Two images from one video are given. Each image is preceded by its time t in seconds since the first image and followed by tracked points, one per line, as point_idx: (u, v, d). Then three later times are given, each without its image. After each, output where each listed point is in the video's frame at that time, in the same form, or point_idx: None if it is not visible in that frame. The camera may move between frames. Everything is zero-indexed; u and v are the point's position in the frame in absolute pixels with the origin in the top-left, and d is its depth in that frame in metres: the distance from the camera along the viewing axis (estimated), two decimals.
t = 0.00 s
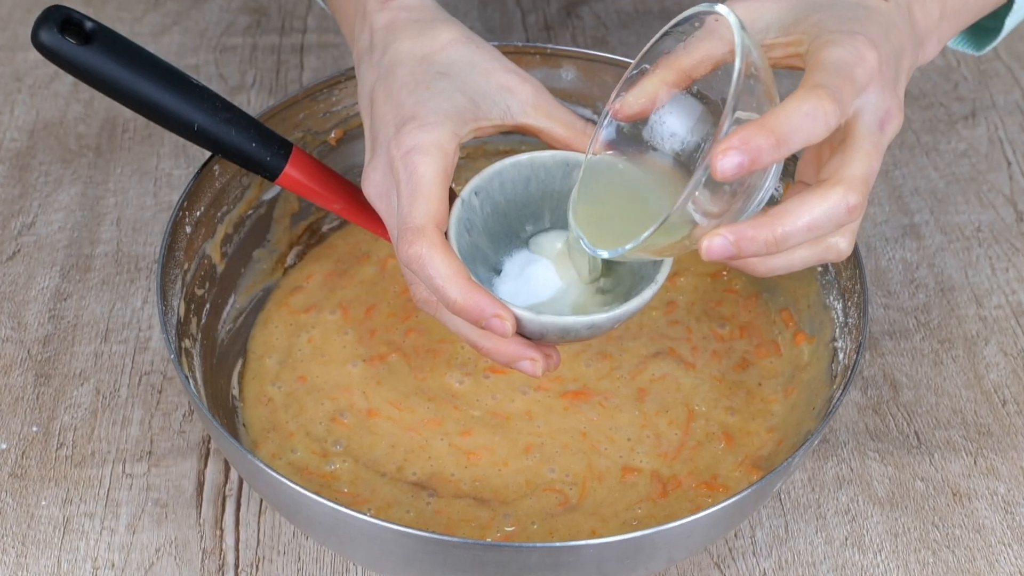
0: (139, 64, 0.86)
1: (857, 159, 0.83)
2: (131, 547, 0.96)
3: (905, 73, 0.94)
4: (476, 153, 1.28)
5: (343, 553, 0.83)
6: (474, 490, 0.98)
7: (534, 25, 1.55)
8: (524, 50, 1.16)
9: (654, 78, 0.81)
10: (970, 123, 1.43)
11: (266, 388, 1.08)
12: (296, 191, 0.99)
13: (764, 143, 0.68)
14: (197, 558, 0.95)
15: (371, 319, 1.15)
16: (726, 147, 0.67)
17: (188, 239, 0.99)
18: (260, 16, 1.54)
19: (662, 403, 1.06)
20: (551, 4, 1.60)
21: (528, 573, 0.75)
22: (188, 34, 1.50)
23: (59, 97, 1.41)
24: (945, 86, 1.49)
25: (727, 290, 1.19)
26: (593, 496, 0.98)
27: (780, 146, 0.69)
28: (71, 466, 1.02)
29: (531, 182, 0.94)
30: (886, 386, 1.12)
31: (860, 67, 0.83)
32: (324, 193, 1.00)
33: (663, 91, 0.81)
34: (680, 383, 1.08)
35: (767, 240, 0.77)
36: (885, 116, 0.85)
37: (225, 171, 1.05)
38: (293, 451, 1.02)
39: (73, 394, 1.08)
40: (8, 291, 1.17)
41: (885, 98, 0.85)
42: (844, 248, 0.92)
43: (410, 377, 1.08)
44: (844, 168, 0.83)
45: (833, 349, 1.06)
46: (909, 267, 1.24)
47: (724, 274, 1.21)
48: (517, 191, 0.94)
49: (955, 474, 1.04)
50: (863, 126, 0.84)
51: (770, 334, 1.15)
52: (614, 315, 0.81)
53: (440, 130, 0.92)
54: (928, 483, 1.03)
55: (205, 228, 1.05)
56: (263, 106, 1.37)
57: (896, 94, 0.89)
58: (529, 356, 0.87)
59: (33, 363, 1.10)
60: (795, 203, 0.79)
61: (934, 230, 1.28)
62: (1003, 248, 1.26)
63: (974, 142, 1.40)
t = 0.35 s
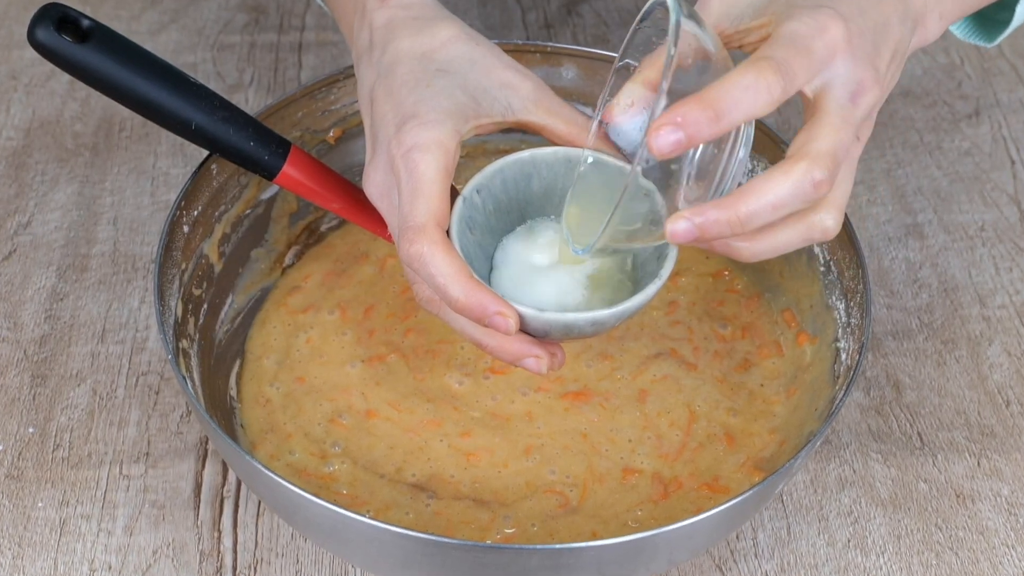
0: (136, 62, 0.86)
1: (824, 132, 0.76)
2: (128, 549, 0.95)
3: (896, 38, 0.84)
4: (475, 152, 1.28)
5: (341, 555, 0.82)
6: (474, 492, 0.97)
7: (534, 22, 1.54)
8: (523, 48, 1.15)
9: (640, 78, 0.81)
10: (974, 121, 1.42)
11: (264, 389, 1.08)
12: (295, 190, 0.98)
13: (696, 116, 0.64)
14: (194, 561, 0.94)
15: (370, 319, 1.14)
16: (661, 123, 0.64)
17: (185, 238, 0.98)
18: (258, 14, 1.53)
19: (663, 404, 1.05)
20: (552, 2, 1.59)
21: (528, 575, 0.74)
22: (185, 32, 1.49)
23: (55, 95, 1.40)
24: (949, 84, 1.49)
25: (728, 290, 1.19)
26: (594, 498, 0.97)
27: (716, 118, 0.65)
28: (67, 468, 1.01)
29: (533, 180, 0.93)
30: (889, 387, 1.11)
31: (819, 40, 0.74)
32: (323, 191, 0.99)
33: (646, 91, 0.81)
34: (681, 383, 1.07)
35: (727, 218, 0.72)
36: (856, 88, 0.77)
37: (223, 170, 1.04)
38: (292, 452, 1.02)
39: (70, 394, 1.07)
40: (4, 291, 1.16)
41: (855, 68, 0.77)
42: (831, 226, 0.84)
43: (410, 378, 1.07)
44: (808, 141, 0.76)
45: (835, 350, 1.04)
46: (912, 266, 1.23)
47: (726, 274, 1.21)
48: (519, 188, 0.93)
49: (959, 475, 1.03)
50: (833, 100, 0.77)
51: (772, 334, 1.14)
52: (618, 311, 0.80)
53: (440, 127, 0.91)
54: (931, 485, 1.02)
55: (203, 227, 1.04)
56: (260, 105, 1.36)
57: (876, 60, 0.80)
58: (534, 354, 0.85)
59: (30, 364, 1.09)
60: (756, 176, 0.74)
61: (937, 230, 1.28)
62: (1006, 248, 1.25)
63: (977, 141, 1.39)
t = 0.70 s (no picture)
0: (133, 59, 0.85)
1: (802, 105, 0.72)
2: (125, 551, 0.94)
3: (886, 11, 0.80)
4: (475, 151, 1.27)
5: (340, 557, 0.81)
6: (474, 494, 0.96)
7: (535, 20, 1.53)
8: (523, 46, 1.14)
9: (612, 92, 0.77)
10: (978, 120, 1.41)
11: (261, 390, 1.07)
12: (293, 190, 0.97)
13: (649, 95, 0.63)
14: (191, 563, 0.93)
15: (369, 319, 1.13)
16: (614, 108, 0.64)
17: (182, 238, 0.98)
18: (255, 11, 1.52)
19: (665, 406, 1.04)
20: None
21: None
22: (182, 30, 1.48)
23: (51, 94, 1.39)
24: (952, 82, 1.48)
25: (730, 290, 1.18)
26: (595, 500, 0.96)
27: (670, 96, 0.64)
28: (64, 469, 1.00)
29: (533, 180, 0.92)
30: (893, 388, 1.10)
31: (787, 11, 0.70)
32: (321, 190, 0.98)
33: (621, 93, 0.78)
34: (683, 384, 1.07)
35: (704, 198, 0.69)
36: (835, 57, 0.73)
37: (221, 170, 1.03)
38: (289, 454, 1.01)
39: (66, 395, 1.06)
40: None
41: (833, 38, 0.73)
42: (828, 201, 0.77)
43: (409, 379, 1.06)
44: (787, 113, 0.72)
45: (838, 350, 1.03)
46: (915, 266, 1.22)
47: (728, 273, 1.20)
48: (519, 187, 0.92)
49: (963, 477, 1.02)
50: (812, 68, 0.72)
51: (774, 335, 1.13)
52: (619, 310, 0.79)
53: (440, 125, 0.90)
54: (934, 486, 1.01)
55: (201, 226, 1.03)
56: (258, 103, 1.35)
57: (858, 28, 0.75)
58: (534, 354, 0.84)
59: (26, 365, 1.08)
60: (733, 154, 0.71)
61: (941, 230, 1.27)
62: (1011, 248, 1.25)
63: (981, 140, 1.38)
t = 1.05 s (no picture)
0: (129, 57, 0.84)
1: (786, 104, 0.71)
2: (121, 553, 0.93)
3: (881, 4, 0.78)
4: (475, 150, 1.26)
5: (338, 559, 0.80)
6: (473, 495, 0.95)
7: (535, 18, 1.52)
8: (524, 43, 1.13)
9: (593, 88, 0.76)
10: (982, 119, 1.40)
11: (259, 391, 1.06)
12: (292, 189, 0.96)
13: (630, 104, 0.62)
14: (189, 566, 0.92)
15: (368, 319, 1.12)
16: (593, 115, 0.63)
17: (180, 237, 0.97)
18: (253, 9, 1.51)
19: (666, 407, 1.03)
20: None
21: None
22: (179, 27, 1.47)
23: (47, 92, 1.38)
24: (956, 81, 1.47)
25: (732, 290, 1.17)
26: (596, 502, 0.95)
27: (651, 102, 0.63)
28: (60, 471, 0.99)
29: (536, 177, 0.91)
30: (896, 389, 1.09)
31: (772, 7, 0.69)
32: (318, 189, 0.97)
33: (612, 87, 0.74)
34: (684, 385, 1.06)
35: (664, 203, 0.68)
36: (819, 54, 0.71)
37: (218, 169, 1.03)
38: (287, 455, 1.00)
39: (62, 397, 1.05)
40: None
41: (818, 33, 0.71)
42: (820, 200, 0.76)
43: (408, 379, 1.06)
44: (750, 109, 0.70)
45: (841, 350, 1.02)
46: (919, 266, 1.21)
47: (729, 273, 1.19)
48: (521, 183, 0.91)
49: (967, 479, 1.01)
50: (791, 65, 0.70)
51: (777, 335, 1.13)
52: (622, 307, 0.78)
53: (441, 120, 0.89)
54: (938, 488, 1.01)
55: (198, 226, 1.02)
56: (256, 101, 1.34)
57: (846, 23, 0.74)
58: (537, 351, 0.83)
59: (21, 366, 1.08)
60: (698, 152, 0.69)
61: (945, 229, 1.26)
62: (1015, 247, 1.24)
63: (985, 139, 1.38)
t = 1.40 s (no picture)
0: (125, 55, 0.83)
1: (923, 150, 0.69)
2: (118, 556, 0.92)
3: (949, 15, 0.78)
4: (475, 150, 1.25)
5: (337, 562, 0.79)
6: (473, 498, 0.95)
7: (535, 16, 1.51)
8: (524, 41, 1.11)
9: None
10: (985, 117, 1.39)
11: (257, 392, 1.05)
12: (288, 188, 0.95)
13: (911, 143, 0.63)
14: (186, 568, 0.92)
15: (366, 320, 1.11)
16: (872, 151, 0.62)
17: (176, 237, 0.96)
18: (251, 6, 1.50)
19: (668, 408, 1.02)
20: None
21: None
22: (177, 25, 1.46)
23: (43, 91, 1.37)
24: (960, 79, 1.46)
25: (734, 290, 1.16)
26: (597, 504, 0.94)
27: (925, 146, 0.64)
28: (56, 473, 0.98)
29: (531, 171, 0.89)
30: (899, 390, 1.08)
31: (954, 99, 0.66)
32: (317, 189, 0.96)
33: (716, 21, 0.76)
34: (686, 387, 1.05)
35: (850, 222, 0.67)
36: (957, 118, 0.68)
37: (216, 167, 1.02)
38: (285, 457, 0.99)
39: (58, 398, 1.04)
40: None
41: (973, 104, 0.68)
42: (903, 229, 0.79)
43: (407, 380, 1.05)
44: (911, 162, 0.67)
45: (844, 351, 1.01)
46: (923, 266, 1.21)
47: (731, 273, 1.19)
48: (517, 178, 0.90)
49: (971, 480, 1.00)
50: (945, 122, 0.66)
51: (779, 335, 1.12)
52: (608, 311, 0.77)
53: (430, 121, 0.88)
54: (942, 490, 1.00)
55: (195, 225, 1.01)
56: (254, 100, 1.34)
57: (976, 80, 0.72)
58: (528, 351, 0.81)
59: (17, 367, 1.07)
60: (836, 174, 0.66)
61: (948, 228, 1.25)
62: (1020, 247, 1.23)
63: (989, 137, 1.37)
